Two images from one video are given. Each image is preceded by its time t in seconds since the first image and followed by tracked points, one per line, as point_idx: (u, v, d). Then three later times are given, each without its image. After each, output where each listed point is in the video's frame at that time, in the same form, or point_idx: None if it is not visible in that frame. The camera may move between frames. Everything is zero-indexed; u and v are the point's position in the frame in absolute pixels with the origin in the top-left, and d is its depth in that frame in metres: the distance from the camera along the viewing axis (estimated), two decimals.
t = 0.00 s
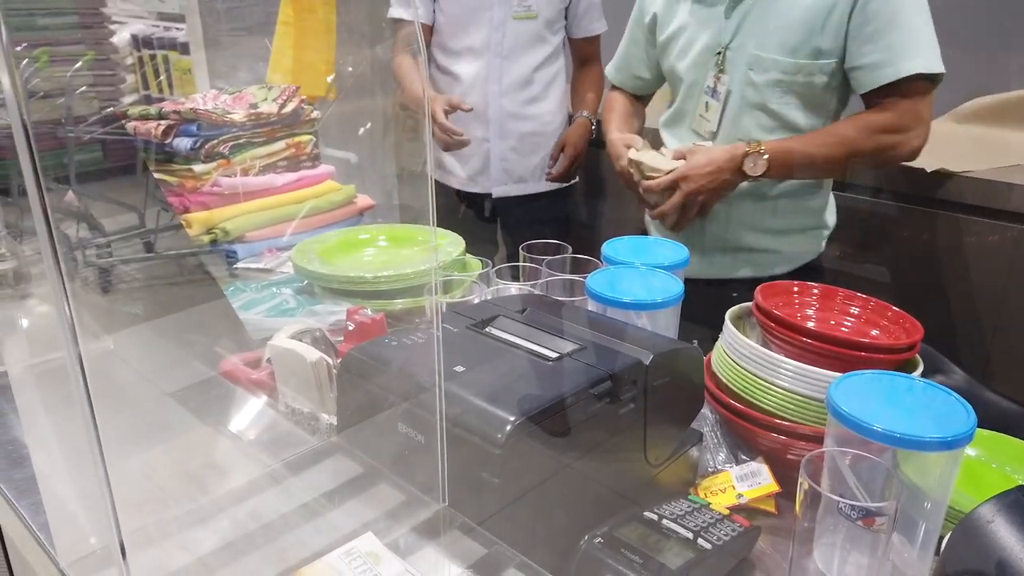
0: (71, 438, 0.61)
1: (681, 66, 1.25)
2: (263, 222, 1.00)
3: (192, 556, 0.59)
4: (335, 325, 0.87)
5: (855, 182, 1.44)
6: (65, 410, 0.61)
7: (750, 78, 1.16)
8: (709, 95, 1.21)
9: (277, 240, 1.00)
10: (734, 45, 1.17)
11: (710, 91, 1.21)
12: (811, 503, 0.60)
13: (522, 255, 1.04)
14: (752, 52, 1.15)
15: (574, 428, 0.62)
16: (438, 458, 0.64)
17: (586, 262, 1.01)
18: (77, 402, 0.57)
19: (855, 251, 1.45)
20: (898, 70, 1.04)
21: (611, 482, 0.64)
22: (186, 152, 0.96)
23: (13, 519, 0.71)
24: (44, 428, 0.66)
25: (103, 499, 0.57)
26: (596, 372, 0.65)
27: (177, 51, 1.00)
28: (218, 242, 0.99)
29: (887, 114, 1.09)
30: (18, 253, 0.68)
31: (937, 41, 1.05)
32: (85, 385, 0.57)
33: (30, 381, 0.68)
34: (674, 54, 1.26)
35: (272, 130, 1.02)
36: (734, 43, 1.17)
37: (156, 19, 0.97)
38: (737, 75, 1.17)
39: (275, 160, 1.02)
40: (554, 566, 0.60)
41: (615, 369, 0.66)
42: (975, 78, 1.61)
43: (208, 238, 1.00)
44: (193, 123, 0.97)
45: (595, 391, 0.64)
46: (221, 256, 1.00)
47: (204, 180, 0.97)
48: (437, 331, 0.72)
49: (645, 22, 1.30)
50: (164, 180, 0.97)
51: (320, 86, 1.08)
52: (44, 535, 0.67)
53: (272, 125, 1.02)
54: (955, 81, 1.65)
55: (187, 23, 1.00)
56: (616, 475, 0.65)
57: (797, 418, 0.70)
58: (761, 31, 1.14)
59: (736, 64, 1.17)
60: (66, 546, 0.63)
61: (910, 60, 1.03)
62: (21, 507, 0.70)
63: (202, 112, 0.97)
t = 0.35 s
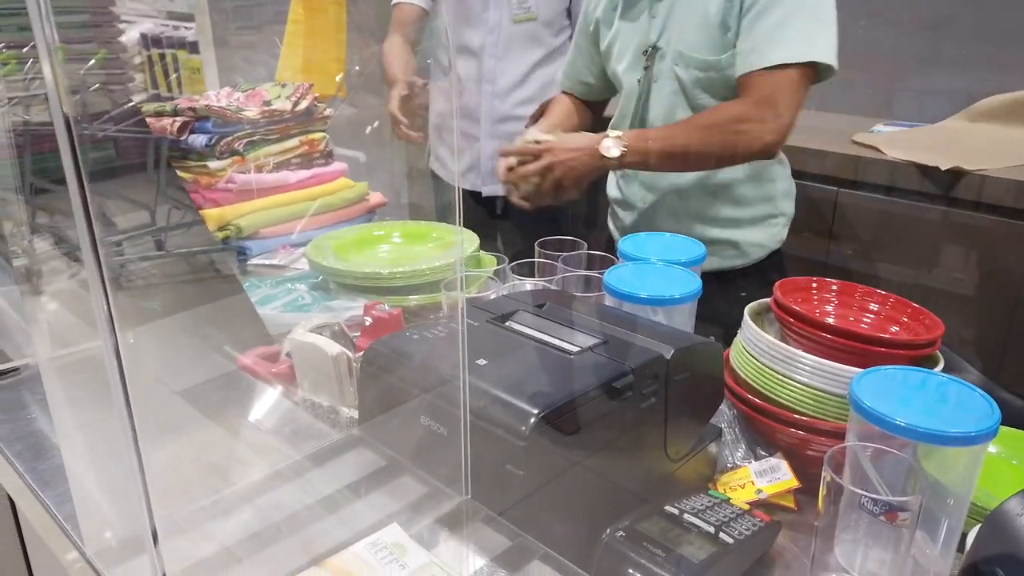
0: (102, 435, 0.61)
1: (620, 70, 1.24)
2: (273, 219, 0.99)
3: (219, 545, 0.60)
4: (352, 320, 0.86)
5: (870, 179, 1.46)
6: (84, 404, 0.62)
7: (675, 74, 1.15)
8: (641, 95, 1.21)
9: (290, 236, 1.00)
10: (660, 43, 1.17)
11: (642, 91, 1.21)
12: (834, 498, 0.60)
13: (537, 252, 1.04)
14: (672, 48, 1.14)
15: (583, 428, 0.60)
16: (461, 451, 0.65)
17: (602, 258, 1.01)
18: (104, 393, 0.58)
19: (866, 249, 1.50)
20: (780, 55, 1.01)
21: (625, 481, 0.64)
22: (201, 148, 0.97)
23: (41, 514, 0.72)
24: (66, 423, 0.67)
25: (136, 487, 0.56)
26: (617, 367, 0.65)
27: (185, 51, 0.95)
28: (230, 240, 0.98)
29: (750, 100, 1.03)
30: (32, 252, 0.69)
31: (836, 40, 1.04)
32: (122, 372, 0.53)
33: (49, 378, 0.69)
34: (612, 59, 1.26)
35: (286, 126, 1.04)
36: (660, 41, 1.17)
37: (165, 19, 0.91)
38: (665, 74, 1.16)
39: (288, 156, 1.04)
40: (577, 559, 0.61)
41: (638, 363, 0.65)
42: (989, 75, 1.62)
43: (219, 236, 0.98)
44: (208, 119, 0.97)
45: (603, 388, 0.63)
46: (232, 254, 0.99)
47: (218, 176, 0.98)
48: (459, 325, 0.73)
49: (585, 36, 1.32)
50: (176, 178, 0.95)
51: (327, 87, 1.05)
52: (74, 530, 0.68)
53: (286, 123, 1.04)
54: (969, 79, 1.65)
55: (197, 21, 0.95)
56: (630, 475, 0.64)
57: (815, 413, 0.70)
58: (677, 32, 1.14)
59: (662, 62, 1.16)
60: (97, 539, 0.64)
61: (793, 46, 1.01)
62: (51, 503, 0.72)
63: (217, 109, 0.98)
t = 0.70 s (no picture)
0: (125, 430, 0.60)
1: (607, 70, 1.20)
2: (286, 216, 0.99)
3: (237, 539, 0.61)
4: (367, 318, 0.86)
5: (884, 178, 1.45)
6: (103, 399, 0.63)
7: (667, 73, 1.10)
8: (630, 100, 1.16)
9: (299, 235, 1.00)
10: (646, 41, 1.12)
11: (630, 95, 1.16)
12: (849, 498, 0.60)
13: (551, 250, 1.05)
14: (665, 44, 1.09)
15: (596, 426, 0.61)
16: (477, 447, 0.66)
17: (617, 257, 1.01)
18: (123, 389, 0.58)
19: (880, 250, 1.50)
20: (750, 46, 1.00)
21: (637, 481, 0.64)
22: (217, 146, 0.93)
23: (60, 509, 0.72)
24: (85, 417, 0.67)
25: (157, 480, 0.55)
26: (633, 364, 0.65)
27: (200, 51, 0.86)
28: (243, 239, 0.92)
29: (730, 94, 1.02)
30: (46, 248, 0.69)
31: (815, 26, 1.04)
32: (145, 376, 0.53)
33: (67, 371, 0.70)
34: (590, 58, 1.22)
35: (300, 126, 1.03)
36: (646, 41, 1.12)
37: (180, 17, 0.82)
38: (650, 73, 1.12)
39: (303, 155, 1.03)
40: (592, 556, 0.61)
41: (653, 361, 0.65)
42: (1007, 74, 1.60)
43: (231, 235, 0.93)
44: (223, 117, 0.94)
45: (613, 389, 0.62)
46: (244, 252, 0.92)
47: (233, 174, 0.95)
48: (476, 322, 0.73)
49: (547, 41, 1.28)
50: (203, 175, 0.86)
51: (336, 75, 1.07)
52: (93, 524, 0.68)
53: (300, 122, 1.03)
54: (987, 77, 1.64)
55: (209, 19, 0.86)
56: (643, 475, 0.64)
57: (831, 412, 0.70)
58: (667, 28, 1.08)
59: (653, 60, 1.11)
60: (116, 532, 0.64)
61: (768, 36, 0.99)
62: (70, 497, 0.72)
63: (234, 108, 0.96)
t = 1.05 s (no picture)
0: (140, 427, 0.60)
1: (636, 65, 1.28)
2: (299, 215, 0.99)
3: (252, 537, 0.61)
4: (379, 317, 0.86)
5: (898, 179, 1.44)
6: (118, 397, 0.63)
7: (727, 59, 1.24)
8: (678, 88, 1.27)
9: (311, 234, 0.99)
10: (694, 34, 1.23)
11: (678, 83, 1.27)
12: (866, 501, 0.60)
13: (564, 250, 1.04)
14: (717, 34, 1.23)
15: (607, 428, 0.60)
16: (490, 447, 0.66)
17: (630, 257, 1.01)
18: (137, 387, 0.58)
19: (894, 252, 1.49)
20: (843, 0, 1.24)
21: (649, 482, 0.64)
22: (230, 146, 0.91)
23: (75, 506, 0.73)
24: (99, 414, 0.68)
25: (173, 478, 0.55)
26: (648, 365, 0.64)
27: (213, 51, 0.88)
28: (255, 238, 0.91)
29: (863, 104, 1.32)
30: (61, 247, 0.70)
31: None
32: (163, 374, 0.53)
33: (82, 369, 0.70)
34: (618, 58, 1.29)
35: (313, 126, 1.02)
36: (693, 33, 1.23)
37: (192, 18, 0.83)
38: (695, 62, 1.26)
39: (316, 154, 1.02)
40: (606, 558, 0.60)
41: (667, 362, 0.65)
42: None
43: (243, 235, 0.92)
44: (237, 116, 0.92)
45: (626, 389, 0.62)
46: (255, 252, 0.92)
47: (247, 173, 0.94)
48: (489, 322, 0.73)
49: (558, 41, 1.34)
50: (217, 176, 0.86)
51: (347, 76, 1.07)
52: (108, 520, 0.69)
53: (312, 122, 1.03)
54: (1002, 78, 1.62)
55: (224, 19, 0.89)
56: (655, 476, 0.64)
57: (846, 414, 0.70)
58: (712, 20, 1.23)
59: (697, 49, 1.25)
60: (131, 529, 0.65)
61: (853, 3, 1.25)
62: (85, 494, 0.73)
63: (248, 107, 0.94)
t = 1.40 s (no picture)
0: (153, 427, 0.60)
1: (754, 53, 1.19)
2: (311, 214, 0.99)
3: (265, 539, 0.61)
4: (391, 318, 0.86)
5: (912, 180, 1.44)
6: (131, 396, 0.63)
7: (846, 58, 1.22)
8: (804, 81, 1.20)
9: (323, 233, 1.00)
10: (824, 28, 1.19)
11: (805, 77, 1.20)
12: (881, 507, 0.59)
13: (576, 251, 1.04)
14: (841, 32, 1.20)
15: (620, 432, 0.60)
16: (502, 449, 0.66)
17: (643, 258, 1.00)
18: (149, 386, 0.58)
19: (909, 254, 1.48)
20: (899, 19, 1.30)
21: (664, 487, 0.63)
22: (242, 145, 0.92)
23: (87, 505, 0.73)
24: (112, 413, 0.68)
25: (185, 479, 0.55)
26: (662, 368, 0.64)
27: (224, 50, 0.86)
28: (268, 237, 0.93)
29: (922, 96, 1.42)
30: (74, 245, 0.70)
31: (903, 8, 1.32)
32: (176, 374, 0.53)
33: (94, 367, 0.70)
34: (733, 44, 1.19)
35: (326, 125, 1.01)
36: (823, 27, 1.19)
37: (205, 17, 0.81)
38: (825, 57, 1.20)
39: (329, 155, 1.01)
40: (621, 562, 0.60)
41: (680, 365, 0.65)
42: None
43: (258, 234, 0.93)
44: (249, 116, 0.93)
45: (638, 392, 0.61)
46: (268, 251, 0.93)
47: (260, 173, 0.94)
48: (502, 324, 0.73)
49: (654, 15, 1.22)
50: (230, 175, 0.87)
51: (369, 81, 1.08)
52: (121, 520, 0.69)
53: (327, 121, 1.01)
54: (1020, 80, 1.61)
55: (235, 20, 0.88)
56: (670, 480, 0.64)
57: (862, 419, 0.69)
58: (836, 16, 1.19)
59: (823, 44, 1.20)
60: (143, 528, 0.65)
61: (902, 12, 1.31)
62: (98, 494, 0.73)
63: (260, 107, 0.94)
